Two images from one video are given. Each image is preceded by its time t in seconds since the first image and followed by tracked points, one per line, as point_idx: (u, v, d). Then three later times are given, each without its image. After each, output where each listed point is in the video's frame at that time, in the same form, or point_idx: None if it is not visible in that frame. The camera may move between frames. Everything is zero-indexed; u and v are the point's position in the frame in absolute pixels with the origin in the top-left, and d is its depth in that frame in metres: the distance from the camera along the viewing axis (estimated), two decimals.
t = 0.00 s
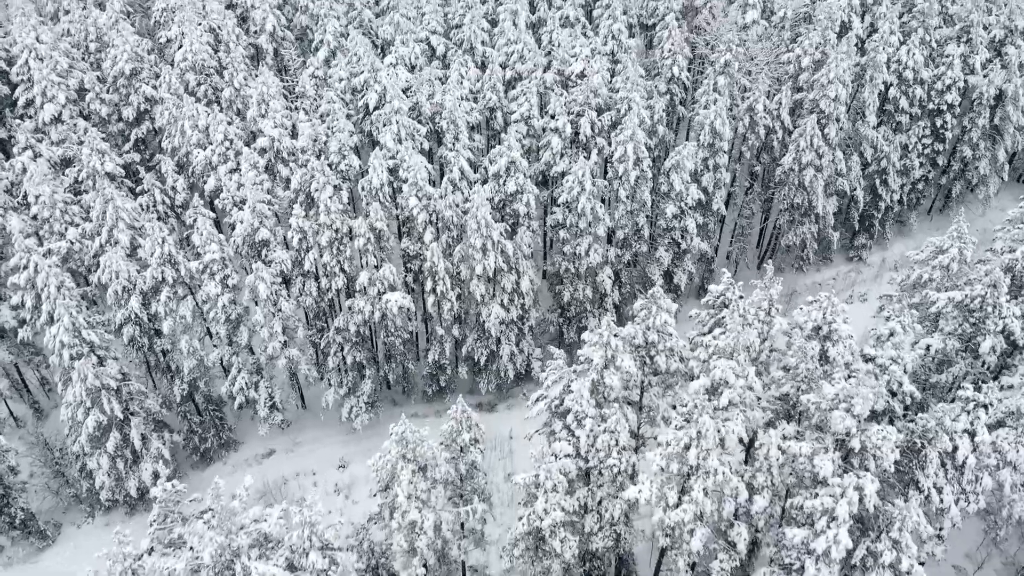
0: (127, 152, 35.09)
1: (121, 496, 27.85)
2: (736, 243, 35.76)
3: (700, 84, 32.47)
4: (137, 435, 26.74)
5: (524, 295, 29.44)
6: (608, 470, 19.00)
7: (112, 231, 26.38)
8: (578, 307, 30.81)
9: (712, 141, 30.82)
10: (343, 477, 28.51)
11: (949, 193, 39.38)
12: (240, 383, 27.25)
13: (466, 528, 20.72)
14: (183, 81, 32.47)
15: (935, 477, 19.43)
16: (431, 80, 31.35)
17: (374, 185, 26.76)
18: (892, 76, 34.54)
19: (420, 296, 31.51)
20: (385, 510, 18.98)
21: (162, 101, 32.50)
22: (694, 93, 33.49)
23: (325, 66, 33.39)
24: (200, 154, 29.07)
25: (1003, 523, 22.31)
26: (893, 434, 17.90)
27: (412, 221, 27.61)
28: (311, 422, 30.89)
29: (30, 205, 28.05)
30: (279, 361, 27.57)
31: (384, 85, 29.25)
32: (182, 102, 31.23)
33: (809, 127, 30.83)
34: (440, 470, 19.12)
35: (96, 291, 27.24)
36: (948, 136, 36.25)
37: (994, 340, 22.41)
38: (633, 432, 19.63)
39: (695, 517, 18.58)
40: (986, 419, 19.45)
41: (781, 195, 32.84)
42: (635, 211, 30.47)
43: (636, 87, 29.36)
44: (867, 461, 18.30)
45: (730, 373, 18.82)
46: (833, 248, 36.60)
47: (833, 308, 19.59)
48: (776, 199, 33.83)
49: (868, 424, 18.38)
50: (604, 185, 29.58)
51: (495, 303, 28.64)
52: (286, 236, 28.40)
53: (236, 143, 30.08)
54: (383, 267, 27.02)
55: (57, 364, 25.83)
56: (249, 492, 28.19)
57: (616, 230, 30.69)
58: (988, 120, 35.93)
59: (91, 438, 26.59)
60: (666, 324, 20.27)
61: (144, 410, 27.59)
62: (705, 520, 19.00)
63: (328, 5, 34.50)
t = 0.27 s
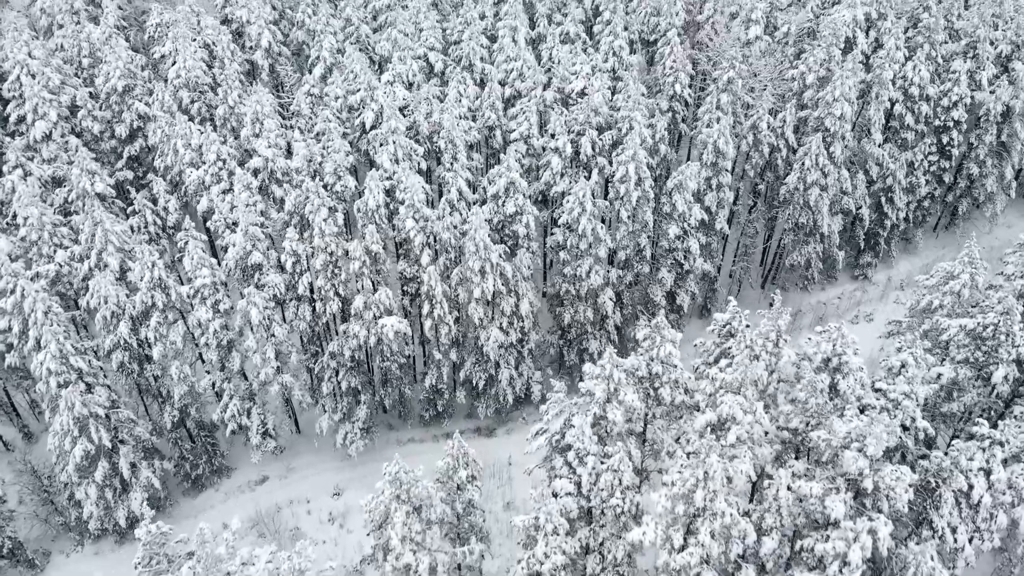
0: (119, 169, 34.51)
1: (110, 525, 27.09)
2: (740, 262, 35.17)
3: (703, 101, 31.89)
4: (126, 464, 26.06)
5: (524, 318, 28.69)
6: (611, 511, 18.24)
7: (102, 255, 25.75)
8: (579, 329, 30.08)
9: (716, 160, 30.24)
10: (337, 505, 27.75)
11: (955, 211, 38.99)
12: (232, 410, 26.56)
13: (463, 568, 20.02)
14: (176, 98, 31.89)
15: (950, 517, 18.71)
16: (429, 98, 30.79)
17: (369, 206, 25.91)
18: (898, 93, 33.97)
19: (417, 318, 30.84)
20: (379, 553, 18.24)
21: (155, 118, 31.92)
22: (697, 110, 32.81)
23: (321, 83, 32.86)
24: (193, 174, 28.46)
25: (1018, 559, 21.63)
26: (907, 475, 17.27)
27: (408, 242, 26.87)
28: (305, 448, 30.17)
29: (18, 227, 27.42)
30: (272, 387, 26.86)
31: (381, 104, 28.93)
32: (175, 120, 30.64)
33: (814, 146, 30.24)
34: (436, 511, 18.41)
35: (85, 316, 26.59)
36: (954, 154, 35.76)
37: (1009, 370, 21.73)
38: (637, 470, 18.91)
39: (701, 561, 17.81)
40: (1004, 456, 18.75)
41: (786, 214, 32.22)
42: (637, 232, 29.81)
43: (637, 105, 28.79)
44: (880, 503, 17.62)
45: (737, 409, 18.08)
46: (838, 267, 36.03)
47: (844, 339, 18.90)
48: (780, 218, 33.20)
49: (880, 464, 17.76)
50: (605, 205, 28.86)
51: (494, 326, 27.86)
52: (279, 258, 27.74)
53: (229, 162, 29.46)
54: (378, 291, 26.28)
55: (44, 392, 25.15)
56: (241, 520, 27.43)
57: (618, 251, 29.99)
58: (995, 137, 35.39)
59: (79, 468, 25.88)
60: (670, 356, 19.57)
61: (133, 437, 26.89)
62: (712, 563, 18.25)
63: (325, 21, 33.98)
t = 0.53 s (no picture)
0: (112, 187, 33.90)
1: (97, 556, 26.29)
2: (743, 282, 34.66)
3: (706, 119, 31.33)
4: (114, 494, 25.40)
5: (523, 341, 27.98)
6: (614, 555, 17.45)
7: (90, 280, 25.16)
8: (579, 352, 29.39)
9: (719, 180, 29.63)
10: (332, 534, 27.00)
11: (962, 229, 38.61)
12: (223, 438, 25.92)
13: None
14: (169, 116, 31.32)
15: (967, 561, 17.94)
16: (426, 116, 30.20)
17: (365, 229, 25.20)
18: (904, 109, 33.43)
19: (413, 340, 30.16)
20: None
21: (148, 137, 31.36)
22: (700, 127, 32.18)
23: (317, 100, 32.31)
24: (185, 194, 27.86)
25: None
26: (924, 519, 16.55)
27: (405, 265, 26.18)
28: (299, 474, 29.49)
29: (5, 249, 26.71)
30: (264, 415, 26.15)
31: (378, 123, 28.27)
32: (168, 139, 30.05)
33: (819, 166, 29.64)
34: (432, 554, 17.63)
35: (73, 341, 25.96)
36: (961, 171, 35.27)
37: None
38: (641, 511, 18.14)
39: None
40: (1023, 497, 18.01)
41: (790, 234, 31.61)
42: (639, 253, 29.16)
43: (639, 124, 28.19)
44: (894, 549, 16.91)
45: (744, 448, 17.33)
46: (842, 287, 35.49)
47: (856, 373, 18.22)
48: (785, 238, 32.58)
49: (895, 507, 17.02)
50: (606, 226, 28.17)
51: (492, 350, 27.16)
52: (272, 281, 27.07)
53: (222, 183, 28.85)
54: (373, 315, 25.56)
55: (30, 420, 24.47)
56: (233, 550, 26.66)
57: (619, 272, 29.34)
58: (1003, 154, 34.85)
59: (65, 498, 25.14)
60: (675, 390, 18.85)
61: (122, 466, 26.18)
62: None
63: (321, 37, 33.47)
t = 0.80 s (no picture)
0: (103, 205, 33.25)
1: None
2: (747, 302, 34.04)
3: (709, 137, 30.75)
4: (101, 526, 24.52)
5: (523, 366, 27.28)
6: None
7: (77, 305, 24.57)
8: (580, 375, 28.68)
9: (723, 200, 28.98)
10: (326, 565, 26.19)
11: (969, 246, 38.12)
12: (214, 467, 25.34)
13: None
14: (162, 134, 30.72)
15: None
16: (424, 135, 29.64)
17: (360, 252, 24.52)
18: (910, 127, 32.88)
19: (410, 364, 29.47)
20: None
21: (139, 155, 30.73)
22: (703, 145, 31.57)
23: (313, 118, 31.73)
24: (176, 215, 27.22)
25: None
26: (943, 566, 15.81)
27: (401, 289, 25.51)
28: (293, 502, 28.73)
29: None
30: (256, 443, 25.43)
31: (374, 143, 27.69)
32: (159, 158, 29.42)
33: (825, 186, 29.05)
34: None
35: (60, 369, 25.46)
36: (968, 189, 34.73)
37: None
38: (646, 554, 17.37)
39: None
40: None
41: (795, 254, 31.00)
42: (641, 275, 28.49)
43: (641, 144, 27.60)
44: None
45: (754, 490, 16.60)
46: (848, 308, 34.96)
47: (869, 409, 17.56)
48: (789, 258, 31.96)
49: (912, 553, 16.27)
50: (607, 248, 27.48)
51: (491, 376, 26.47)
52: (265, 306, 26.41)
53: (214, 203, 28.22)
54: (369, 341, 24.87)
55: (15, 450, 23.73)
56: None
57: (621, 295, 28.63)
58: (1011, 172, 34.33)
59: (50, 530, 24.36)
60: (681, 426, 18.15)
61: (110, 496, 25.41)
62: None
63: (317, 53, 32.92)
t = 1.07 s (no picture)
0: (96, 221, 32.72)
1: None
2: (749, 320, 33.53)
3: (711, 153, 30.25)
4: (90, 554, 23.73)
5: (522, 389, 26.63)
6: None
7: (66, 328, 24.04)
8: (581, 397, 27.91)
9: (726, 218, 28.38)
10: None
11: (975, 262, 37.66)
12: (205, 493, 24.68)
13: None
14: (155, 150, 30.21)
15: None
16: (422, 152, 29.10)
17: (356, 272, 23.94)
18: (916, 142, 32.36)
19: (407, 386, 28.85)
20: None
21: (132, 172, 30.18)
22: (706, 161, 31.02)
23: (309, 133, 31.20)
24: (168, 235, 26.66)
25: None
26: None
27: (398, 311, 24.86)
28: (287, 527, 28.08)
29: None
30: (248, 469, 24.78)
31: (371, 160, 27.13)
32: (153, 174, 28.91)
33: (831, 203, 28.50)
34: None
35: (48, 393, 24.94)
36: (974, 205, 34.26)
37: None
38: None
39: None
40: None
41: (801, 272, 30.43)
42: (643, 295, 27.87)
43: (642, 161, 27.05)
44: None
45: (763, 529, 15.94)
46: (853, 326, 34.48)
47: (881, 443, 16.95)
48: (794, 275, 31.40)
49: None
50: (608, 267, 26.85)
51: (490, 399, 25.81)
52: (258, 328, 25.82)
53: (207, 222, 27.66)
54: (364, 364, 24.24)
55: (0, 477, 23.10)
56: None
57: (623, 315, 27.97)
58: (1019, 187, 33.83)
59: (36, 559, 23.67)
60: (686, 460, 17.51)
61: (99, 523, 24.69)
62: None
63: (314, 68, 32.45)
